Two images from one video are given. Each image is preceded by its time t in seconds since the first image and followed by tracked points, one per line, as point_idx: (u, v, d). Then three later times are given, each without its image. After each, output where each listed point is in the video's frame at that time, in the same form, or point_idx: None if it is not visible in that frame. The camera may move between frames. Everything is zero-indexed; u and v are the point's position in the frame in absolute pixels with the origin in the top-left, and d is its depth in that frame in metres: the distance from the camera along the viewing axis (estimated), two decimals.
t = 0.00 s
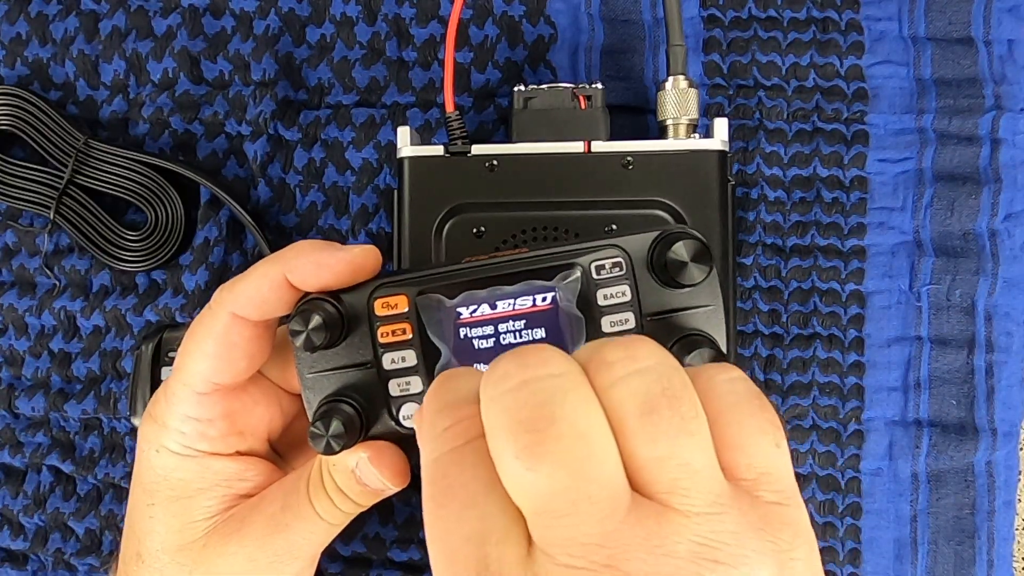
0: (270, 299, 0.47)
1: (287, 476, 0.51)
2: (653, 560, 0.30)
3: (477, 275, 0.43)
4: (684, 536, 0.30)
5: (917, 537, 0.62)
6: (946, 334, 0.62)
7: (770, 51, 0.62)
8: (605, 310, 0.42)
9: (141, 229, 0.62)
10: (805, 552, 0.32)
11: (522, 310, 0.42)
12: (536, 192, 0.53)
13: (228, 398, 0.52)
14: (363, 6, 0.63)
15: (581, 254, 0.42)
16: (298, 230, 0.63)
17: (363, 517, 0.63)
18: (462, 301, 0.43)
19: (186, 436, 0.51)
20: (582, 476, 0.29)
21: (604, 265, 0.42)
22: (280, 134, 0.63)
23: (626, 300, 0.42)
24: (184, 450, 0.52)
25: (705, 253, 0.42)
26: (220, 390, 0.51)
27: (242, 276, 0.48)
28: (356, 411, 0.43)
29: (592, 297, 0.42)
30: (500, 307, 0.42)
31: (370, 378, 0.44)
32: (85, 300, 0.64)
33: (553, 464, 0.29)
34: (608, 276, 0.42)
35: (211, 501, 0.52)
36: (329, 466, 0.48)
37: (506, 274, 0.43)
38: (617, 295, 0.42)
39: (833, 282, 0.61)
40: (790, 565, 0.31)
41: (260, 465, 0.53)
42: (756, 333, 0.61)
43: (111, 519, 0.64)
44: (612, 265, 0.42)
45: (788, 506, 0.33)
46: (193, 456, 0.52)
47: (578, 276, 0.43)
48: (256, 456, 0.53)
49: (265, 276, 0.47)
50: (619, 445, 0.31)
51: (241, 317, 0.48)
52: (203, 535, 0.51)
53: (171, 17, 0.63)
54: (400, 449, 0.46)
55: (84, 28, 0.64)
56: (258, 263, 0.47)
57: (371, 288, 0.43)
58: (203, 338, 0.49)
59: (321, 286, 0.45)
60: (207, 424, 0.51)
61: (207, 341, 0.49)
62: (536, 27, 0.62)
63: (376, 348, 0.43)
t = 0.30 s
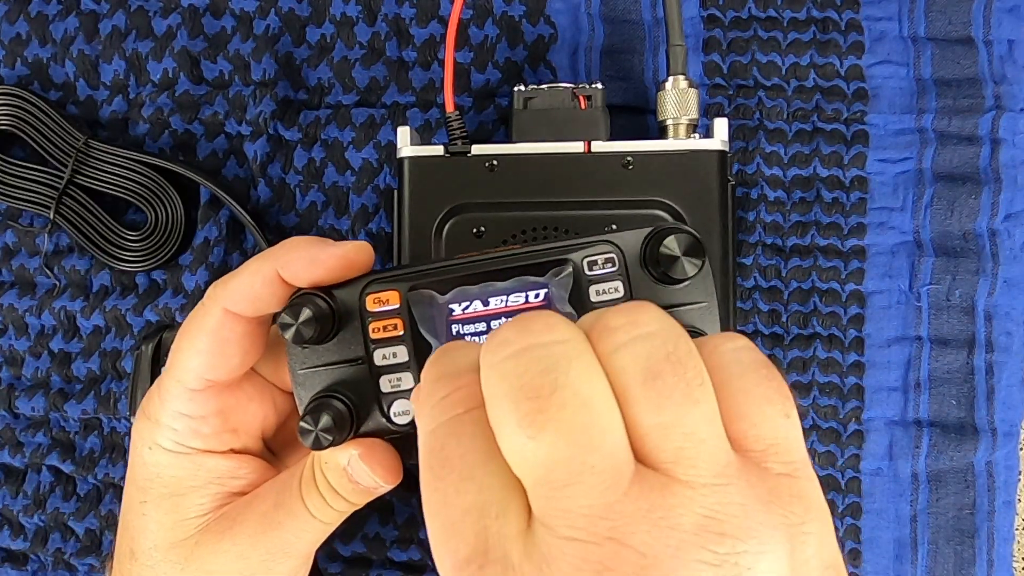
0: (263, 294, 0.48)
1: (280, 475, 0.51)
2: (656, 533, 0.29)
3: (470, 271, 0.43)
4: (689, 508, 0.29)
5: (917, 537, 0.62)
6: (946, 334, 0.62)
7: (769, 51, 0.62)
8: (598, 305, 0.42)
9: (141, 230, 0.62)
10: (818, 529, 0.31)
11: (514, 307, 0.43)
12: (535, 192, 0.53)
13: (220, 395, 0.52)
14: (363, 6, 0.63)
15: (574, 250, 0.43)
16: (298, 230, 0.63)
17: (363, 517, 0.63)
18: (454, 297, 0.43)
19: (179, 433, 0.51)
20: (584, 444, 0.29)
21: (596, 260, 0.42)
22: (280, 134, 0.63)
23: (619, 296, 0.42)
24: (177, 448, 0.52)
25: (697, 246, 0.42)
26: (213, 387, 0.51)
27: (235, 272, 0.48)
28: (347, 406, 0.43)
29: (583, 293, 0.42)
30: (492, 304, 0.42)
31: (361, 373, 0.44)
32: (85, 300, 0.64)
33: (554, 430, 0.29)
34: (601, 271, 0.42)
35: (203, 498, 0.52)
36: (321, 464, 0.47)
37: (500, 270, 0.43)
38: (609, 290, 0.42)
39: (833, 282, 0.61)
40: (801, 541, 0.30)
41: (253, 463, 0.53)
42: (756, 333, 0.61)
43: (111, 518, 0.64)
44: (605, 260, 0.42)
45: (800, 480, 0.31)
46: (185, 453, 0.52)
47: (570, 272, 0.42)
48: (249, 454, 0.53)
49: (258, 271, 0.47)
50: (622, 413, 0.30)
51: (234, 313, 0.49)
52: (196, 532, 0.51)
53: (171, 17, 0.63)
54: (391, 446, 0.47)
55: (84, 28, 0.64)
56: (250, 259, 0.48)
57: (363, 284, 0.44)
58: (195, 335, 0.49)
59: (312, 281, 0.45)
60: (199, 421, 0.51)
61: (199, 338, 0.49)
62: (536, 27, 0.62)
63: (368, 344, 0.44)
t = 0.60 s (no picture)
0: (263, 292, 0.48)
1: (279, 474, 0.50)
2: (679, 476, 0.28)
3: (470, 269, 0.43)
4: (711, 451, 0.28)
5: (917, 537, 0.62)
6: (946, 334, 0.62)
7: (769, 51, 0.62)
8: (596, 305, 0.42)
9: (141, 230, 0.62)
10: (840, 484, 0.30)
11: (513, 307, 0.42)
12: (536, 192, 0.53)
13: (221, 394, 0.52)
14: (363, 6, 0.63)
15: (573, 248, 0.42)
16: (298, 230, 0.63)
17: (364, 517, 0.63)
18: (454, 296, 0.43)
19: (179, 431, 0.52)
20: (604, 385, 0.28)
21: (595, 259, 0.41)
22: (280, 134, 0.63)
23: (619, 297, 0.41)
24: (177, 446, 0.52)
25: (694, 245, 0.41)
26: (213, 385, 0.51)
27: (236, 270, 0.48)
28: (348, 403, 0.43)
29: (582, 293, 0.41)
30: (492, 303, 0.42)
31: (361, 371, 0.44)
32: (85, 300, 0.64)
33: (573, 375, 0.28)
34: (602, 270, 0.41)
35: (202, 496, 0.52)
36: (319, 462, 0.47)
37: (499, 268, 0.42)
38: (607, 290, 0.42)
39: (833, 282, 0.61)
40: (824, 492, 0.29)
41: (252, 461, 0.53)
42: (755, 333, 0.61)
43: (111, 518, 0.64)
44: (605, 259, 0.41)
45: (820, 434, 0.30)
46: (185, 451, 0.52)
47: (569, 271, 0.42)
48: (249, 453, 0.53)
49: (259, 269, 0.47)
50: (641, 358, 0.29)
51: (235, 311, 0.49)
52: (194, 530, 0.51)
53: (172, 17, 0.63)
54: (392, 448, 0.47)
55: (84, 28, 0.64)
56: (251, 257, 0.48)
57: (364, 282, 0.44)
58: (196, 333, 0.49)
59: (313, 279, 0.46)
60: (199, 419, 0.52)
61: (200, 336, 0.49)
62: (536, 27, 0.62)
63: (368, 342, 0.44)
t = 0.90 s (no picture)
0: (261, 289, 0.48)
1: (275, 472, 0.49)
2: (719, 417, 0.28)
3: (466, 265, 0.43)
4: (750, 397, 0.28)
5: (917, 536, 0.62)
6: (946, 334, 0.62)
7: (769, 51, 0.62)
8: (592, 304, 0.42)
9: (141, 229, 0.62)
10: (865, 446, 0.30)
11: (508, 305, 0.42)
12: (536, 191, 0.53)
13: (218, 391, 0.52)
14: (363, 6, 0.63)
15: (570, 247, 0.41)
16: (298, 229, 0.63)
17: (364, 516, 0.63)
18: (449, 293, 0.43)
19: (176, 428, 0.52)
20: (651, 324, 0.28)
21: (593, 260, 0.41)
22: (280, 134, 0.63)
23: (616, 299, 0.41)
24: (174, 443, 0.52)
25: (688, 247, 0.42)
26: (211, 382, 0.51)
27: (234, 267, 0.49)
28: (341, 400, 0.43)
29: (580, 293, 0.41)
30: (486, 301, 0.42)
31: (355, 368, 0.44)
32: (85, 300, 0.64)
33: (620, 313, 0.28)
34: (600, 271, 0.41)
35: (198, 493, 0.52)
36: (316, 459, 0.45)
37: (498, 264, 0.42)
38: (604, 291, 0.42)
39: (833, 282, 0.61)
40: (851, 452, 0.29)
41: (249, 459, 0.53)
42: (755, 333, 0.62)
43: (110, 518, 0.64)
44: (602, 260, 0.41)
45: (848, 396, 0.31)
46: (182, 448, 0.52)
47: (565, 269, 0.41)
48: (246, 452, 0.53)
49: (257, 265, 0.48)
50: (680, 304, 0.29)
51: (233, 308, 0.49)
52: (190, 528, 0.51)
53: (172, 17, 0.63)
54: (389, 444, 0.46)
55: (84, 28, 0.64)
56: (249, 254, 0.49)
57: (360, 279, 0.44)
58: (194, 329, 0.50)
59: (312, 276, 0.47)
60: (196, 416, 0.52)
61: (198, 332, 0.50)
62: (536, 27, 0.62)
63: (363, 339, 0.44)
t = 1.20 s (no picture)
0: (257, 287, 0.48)
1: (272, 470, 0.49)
2: (770, 367, 0.28)
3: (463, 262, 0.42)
4: (799, 349, 0.28)
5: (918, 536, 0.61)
6: (946, 334, 0.62)
7: (769, 51, 0.62)
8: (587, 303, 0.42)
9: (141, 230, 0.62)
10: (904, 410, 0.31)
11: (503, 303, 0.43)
12: (535, 192, 0.53)
13: (214, 390, 0.52)
14: (363, 6, 0.63)
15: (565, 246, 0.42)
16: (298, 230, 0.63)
17: (364, 516, 0.63)
18: (445, 292, 0.43)
19: (173, 427, 0.52)
20: (705, 272, 0.28)
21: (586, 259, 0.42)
22: (280, 134, 0.63)
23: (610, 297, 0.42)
24: (170, 442, 0.52)
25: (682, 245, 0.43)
26: (208, 380, 0.52)
27: (230, 266, 0.49)
28: (335, 398, 0.43)
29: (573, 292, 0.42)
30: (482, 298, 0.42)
31: (351, 366, 0.44)
32: (86, 300, 0.64)
33: (673, 260, 0.27)
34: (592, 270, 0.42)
35: (194, 492, 0.52)
36: (311, 457, 0.46)
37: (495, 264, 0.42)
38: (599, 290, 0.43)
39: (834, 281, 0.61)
40: (891, 413, 0.30)
41: (245, 458, 0.53)
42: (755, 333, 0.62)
43: (110, 518, 0.64)
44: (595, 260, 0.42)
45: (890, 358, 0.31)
46: (178, 447, 0.52)
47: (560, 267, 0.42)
48: (242, 451, 0.54)
49: (252, 264, 0.48)
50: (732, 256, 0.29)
51: (229, 307, 0.49)
52: (186, 526, 0.51)
53: (172, 17, 0.63)
54: (385, 443, 0.46)
55: (84, 28, 0.64)
56: (245, 253, 0.49)
57: (355, 276, 0.44)
58: (190, 329, 0.50)
59: (306, 274, 0.47)
60: (192, 415, 0.52)
61: (195, 332, 0.50)
62: (536, 27, 0.62)
63: (358, 337, 0.44)
